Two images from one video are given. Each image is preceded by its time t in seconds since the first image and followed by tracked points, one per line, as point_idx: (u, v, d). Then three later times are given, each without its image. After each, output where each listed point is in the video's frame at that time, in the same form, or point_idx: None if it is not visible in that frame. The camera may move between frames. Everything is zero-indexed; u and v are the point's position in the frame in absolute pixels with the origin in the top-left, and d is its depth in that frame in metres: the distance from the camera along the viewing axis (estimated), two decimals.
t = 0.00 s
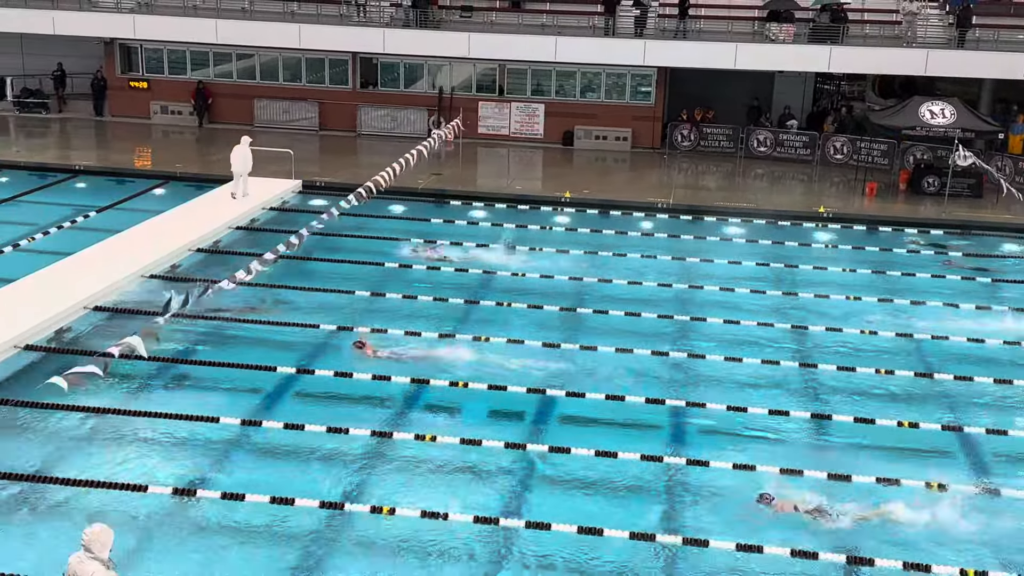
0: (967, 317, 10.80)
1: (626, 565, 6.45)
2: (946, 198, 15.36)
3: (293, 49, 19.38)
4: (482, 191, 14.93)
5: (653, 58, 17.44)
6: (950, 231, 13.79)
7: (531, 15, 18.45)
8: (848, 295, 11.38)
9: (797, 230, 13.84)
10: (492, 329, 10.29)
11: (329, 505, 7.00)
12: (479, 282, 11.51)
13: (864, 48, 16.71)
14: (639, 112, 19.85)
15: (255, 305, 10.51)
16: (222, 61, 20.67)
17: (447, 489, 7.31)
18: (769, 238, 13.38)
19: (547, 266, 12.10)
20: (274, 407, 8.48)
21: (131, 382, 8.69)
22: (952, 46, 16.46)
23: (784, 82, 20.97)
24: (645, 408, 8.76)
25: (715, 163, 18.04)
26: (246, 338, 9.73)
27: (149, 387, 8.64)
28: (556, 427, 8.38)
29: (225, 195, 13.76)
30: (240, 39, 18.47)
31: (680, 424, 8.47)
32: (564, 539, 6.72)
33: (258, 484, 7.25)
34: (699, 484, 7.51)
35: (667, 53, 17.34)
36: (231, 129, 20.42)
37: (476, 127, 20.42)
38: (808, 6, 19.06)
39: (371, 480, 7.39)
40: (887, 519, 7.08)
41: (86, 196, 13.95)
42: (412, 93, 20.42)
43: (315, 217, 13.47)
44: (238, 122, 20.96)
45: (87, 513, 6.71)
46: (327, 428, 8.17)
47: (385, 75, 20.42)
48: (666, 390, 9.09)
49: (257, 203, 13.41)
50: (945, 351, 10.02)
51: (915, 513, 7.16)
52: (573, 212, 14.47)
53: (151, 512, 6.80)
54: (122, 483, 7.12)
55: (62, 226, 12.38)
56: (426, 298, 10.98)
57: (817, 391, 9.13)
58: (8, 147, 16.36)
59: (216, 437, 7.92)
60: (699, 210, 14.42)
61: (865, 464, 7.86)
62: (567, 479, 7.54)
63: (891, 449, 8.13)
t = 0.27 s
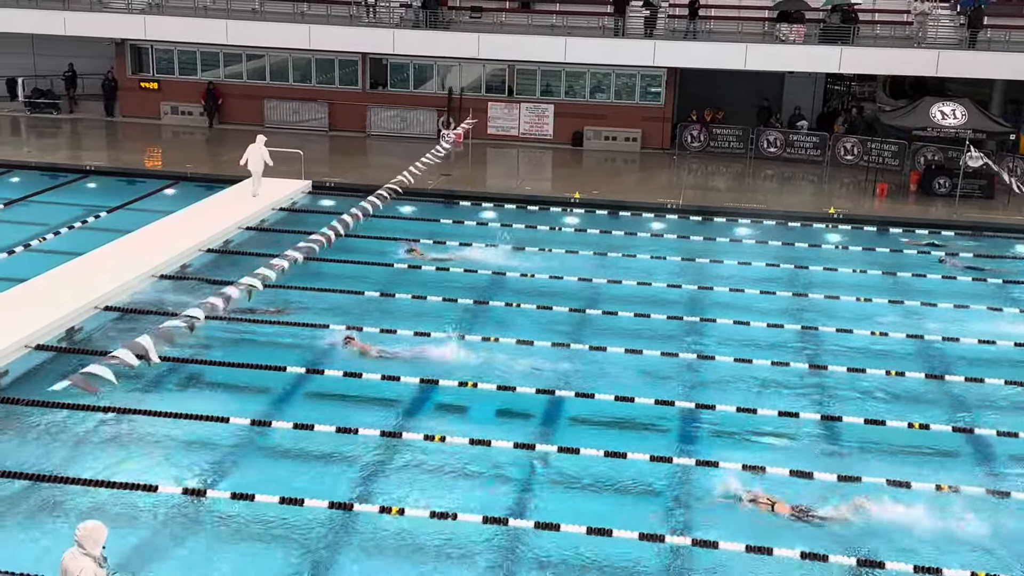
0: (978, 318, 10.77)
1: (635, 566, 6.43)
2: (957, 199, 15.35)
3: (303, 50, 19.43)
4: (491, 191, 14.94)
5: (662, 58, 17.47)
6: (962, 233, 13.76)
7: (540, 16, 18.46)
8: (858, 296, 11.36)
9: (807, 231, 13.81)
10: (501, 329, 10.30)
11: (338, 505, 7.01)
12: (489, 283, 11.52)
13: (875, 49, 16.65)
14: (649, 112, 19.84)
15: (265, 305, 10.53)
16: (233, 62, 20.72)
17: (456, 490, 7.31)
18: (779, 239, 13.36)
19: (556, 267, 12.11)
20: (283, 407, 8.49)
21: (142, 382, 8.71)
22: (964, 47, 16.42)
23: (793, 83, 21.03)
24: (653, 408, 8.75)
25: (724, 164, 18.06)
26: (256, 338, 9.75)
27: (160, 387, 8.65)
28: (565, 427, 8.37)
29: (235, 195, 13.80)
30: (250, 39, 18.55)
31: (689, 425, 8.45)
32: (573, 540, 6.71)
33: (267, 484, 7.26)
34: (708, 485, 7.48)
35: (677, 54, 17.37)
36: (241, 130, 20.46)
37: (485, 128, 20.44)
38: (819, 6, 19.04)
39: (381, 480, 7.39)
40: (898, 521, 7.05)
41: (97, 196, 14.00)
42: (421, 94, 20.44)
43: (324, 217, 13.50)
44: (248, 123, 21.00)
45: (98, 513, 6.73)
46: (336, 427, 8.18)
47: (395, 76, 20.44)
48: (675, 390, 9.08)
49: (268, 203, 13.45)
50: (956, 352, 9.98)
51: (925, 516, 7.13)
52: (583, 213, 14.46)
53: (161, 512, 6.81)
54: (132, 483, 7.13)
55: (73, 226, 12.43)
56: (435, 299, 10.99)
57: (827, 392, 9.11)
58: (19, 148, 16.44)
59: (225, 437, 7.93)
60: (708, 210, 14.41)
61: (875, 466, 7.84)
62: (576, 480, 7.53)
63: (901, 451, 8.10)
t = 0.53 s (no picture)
0: (989, 320, 10.73)
1: (645, 568, 6.41)
2: (969, 200, 15.31)
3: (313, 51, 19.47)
4: (500, 192, 14.94)
5: (672, 59, 17.48)
6: (973, 234, 13.71)
7: (550, 17, 18.48)
8: (869, 298, 11.33)
9: (818, 232, 13.77)
10: (511, 330, 10.30)
11: (347, 506, 7.01)
12: (498, 284, 11.52)
13: (886, 49, 16.57)
14: (659, 113, 19.83)
15: (275, 305, 10.55)
16: (243, 62, 20.78)
17: (465, 491, 7.31)
18: (789, 240, 13.34)
19: (566, 268, 12.11)
20: (293, 407, 8.50)
21: (153, 382, 8.73)
22: (976, 48, 16.37)
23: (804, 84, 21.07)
24: (663, 410, 8.74)
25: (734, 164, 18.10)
26: (266, 338, 9.77)
27: (170, 387, 8.68)
28: (574, 429, 8.36)
29: (246, 196, 13.85)
30: (261, 40, 18.61)
31: (699, 427, 8.43)
32: (582, 542, 6.69)
33: (276, 484, 7.27)
34: (718, 487, 7.46)
35: (688, 55, 17.40)
36: (252, 131, 20.52)
37: (495, 129, 20.46)
38: (830, 7, 19.01)
39: (390, 481, 7.40)
40: (909, 523, 7.02)
41: (108, 196, 14.05)
42: (431, 94, 20.46)
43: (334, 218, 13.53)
44: (258, 124, 21.05)
45: (108, 512, 6.75)
46: (346, 428, 8.19)
47: (405, 77, 20.47)
48: (685, 391, 9.07)
49: (278, 204, 13.49)
50: (967, 354, 9.95)
51: (936, 518, 7.10)
52: (593, 213, 14.45)
53: (171, 511, 6.83)
54: (143, 482, 7.16)
55: (84, 226, 12.48)
56: (445, 300, 10.99)
57: (837, 393, 9.09)
58: (30, 148, 16.50)
59: (236, 436, 7.95)
60: (719, 211, 14.41)
61: (886, 468, 7.82)
62: (585, 481, 7.52)
63: (913, 453, 8.07)
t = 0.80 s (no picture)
0: (997, 321, 10.71)
1: (653, 570, 6.40)
2: (977, 201, 15.17)
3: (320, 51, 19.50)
4: (507, 193, 14.95)
5: (679, 59, 17.47)
6: (980, 235, 13.67)
7: (557, 17, 18.48)
8: (876, 298, 11.32)
9: (824, 233, 13.75)
10: (517, 331, 10.30)
11: (354, 506, 7.02)
12: (505, 284, 11.53)
13: (893, 50, 16.54)
14: (665, 113, 19.83)
15: (281, 305, 10.57)
16: (250, 63, 20.82)
17: (471, 492, 7.31)
18: (796, 241, 13.33)
19: (573, 268, 12.11)
20: (300, 407, 8.52)
21: (160, 382, 8.75)
22: (983, 48, 16.34)
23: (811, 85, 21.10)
24: (670, 410, 8.73)
25: (741, 165, 18.11)
26: (273, 338, 9.79)
27: (177, 387, 8.70)
28: (581, 429, 8.36)
29: (253, 196, 13.87)
30: (268, 41, 18.64)
31: (705, 427, 8.43)
32: (589, 543, 6.69)
33: (283, 484, 7.28)
34: (724, 488, 7.46)
35: (694, 55, 17.37)
36: (258, 131, 20.55)
37: (501, 129, 20.47)
38: (837, 7, 18.98)
39: (397, 482, 7.40)
40: (916, 525, 7.01)
41: (116, 196, 14.09)
42: (437, 95, 20.47)
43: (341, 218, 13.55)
44: (265, 124, 21.08)
45: (116, 512, 6.77)
46: (352, 428, 8.20)
47: (411, 78, 20.48)
48: (691, 392, 9.07)
49: (284, 204, 13.51)
50: (975, 355, 9.92)
51: (943, 520, 7.08)
52: (599, 214, 14.43)
53: (178, 511, 6.84)
54: (150, 482, 7.17)
55: (91, 226, 12.51)
56: (452, 300, 11.00)
57: (844, 394, 9.08)
58: (38, 149, 16.55)
59: (243, 437, 7.97)
60: (725, 212, 14.39)
61: (893, 469, 7.81)
62: (591, 482, 7.52)
63: (920, 454, 8.06)
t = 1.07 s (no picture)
0: (1001, 321, 10.70)
1: (657, 571, 6.40)
2: (982, 201, 15.24)
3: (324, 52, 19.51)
4: (512, 193, 14.95)
5: (683, 60, 17.47)
6: (985, 235, 13.68)
7: (561, 18, 18.49)
8: (881, 299, 11.31)
9: (829, 233, 13.73)
10: (521, 331, 10.30)
11: (358, 507, 7.02)
12: (509, 284, 11.53)
13: (898, 50, 16.54)
14: (669, 114, 19.82)
15: (286, 306, 10.58)
16: (254, 64, 20.83)
17: (475, 492, 7.31)
18: (801, 241, 13.32)
19: (577, 269, 12.11)
20: (305, 407, 8.52)
21: (165, 382, 8.76)
22: (988, 48, 16.32)
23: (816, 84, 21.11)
24: (674, 411, 8.73)
25: (746, 165, 18.11)
26: (277, 339, 9.79)
27: (182, 387, 8.70)
28: (585, 430, 8.36)
29: (257, 197, 13.89)
30: (272, 41, 18.66)
31: (709, 428, 8.42)
32: (593, 544, 6.69)
33: (287, 485, 7.29)
34: (729, 489, 7.45)
35: (699, 56, 17.36)
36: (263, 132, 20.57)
37: (505, 130, 20.48)
38: (842, 7, 18.96)
39: (401, 482, 7.40)
40: (921, 526, 7.00)
41: (120, 197, 14.10)
42: (441, 95, 20.47)
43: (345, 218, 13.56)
44: (269, 125, 21.10)
45: (120, 513, 6.78)
46: (357, 428, 8.21)
47: (415, 78, 20.49)
48: (696, 393, 9.06)
49: (289, 204, 13.52)
50: (980, 356, 9.91)
51: (948, 521, 7.07)
52: (604, 215, 14.44)
53: (182, 511, 6.85)
54: (154, 482, 7.18)
55: (96, 227, 12.52)
56: (456, 300, 11.00)
57: (849, 394, 9.07)
58: (43, 149, 16.58)
59: (247, 437, 7.97)
60: (730, 213, 14.39)
61: (897, 470, 7.80)
62: (595, 482, 7.52)
63: (925, 455, 8.05)
